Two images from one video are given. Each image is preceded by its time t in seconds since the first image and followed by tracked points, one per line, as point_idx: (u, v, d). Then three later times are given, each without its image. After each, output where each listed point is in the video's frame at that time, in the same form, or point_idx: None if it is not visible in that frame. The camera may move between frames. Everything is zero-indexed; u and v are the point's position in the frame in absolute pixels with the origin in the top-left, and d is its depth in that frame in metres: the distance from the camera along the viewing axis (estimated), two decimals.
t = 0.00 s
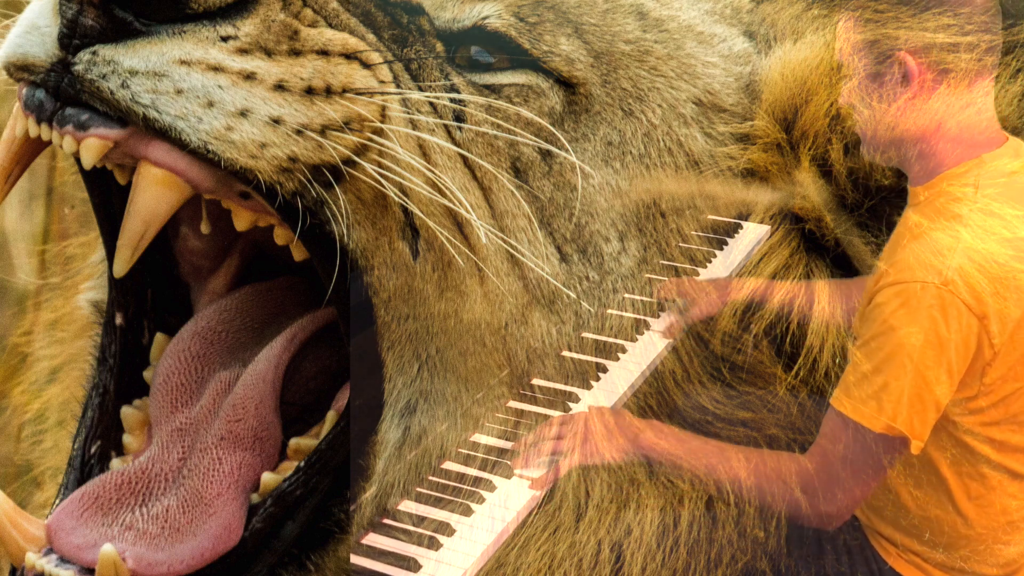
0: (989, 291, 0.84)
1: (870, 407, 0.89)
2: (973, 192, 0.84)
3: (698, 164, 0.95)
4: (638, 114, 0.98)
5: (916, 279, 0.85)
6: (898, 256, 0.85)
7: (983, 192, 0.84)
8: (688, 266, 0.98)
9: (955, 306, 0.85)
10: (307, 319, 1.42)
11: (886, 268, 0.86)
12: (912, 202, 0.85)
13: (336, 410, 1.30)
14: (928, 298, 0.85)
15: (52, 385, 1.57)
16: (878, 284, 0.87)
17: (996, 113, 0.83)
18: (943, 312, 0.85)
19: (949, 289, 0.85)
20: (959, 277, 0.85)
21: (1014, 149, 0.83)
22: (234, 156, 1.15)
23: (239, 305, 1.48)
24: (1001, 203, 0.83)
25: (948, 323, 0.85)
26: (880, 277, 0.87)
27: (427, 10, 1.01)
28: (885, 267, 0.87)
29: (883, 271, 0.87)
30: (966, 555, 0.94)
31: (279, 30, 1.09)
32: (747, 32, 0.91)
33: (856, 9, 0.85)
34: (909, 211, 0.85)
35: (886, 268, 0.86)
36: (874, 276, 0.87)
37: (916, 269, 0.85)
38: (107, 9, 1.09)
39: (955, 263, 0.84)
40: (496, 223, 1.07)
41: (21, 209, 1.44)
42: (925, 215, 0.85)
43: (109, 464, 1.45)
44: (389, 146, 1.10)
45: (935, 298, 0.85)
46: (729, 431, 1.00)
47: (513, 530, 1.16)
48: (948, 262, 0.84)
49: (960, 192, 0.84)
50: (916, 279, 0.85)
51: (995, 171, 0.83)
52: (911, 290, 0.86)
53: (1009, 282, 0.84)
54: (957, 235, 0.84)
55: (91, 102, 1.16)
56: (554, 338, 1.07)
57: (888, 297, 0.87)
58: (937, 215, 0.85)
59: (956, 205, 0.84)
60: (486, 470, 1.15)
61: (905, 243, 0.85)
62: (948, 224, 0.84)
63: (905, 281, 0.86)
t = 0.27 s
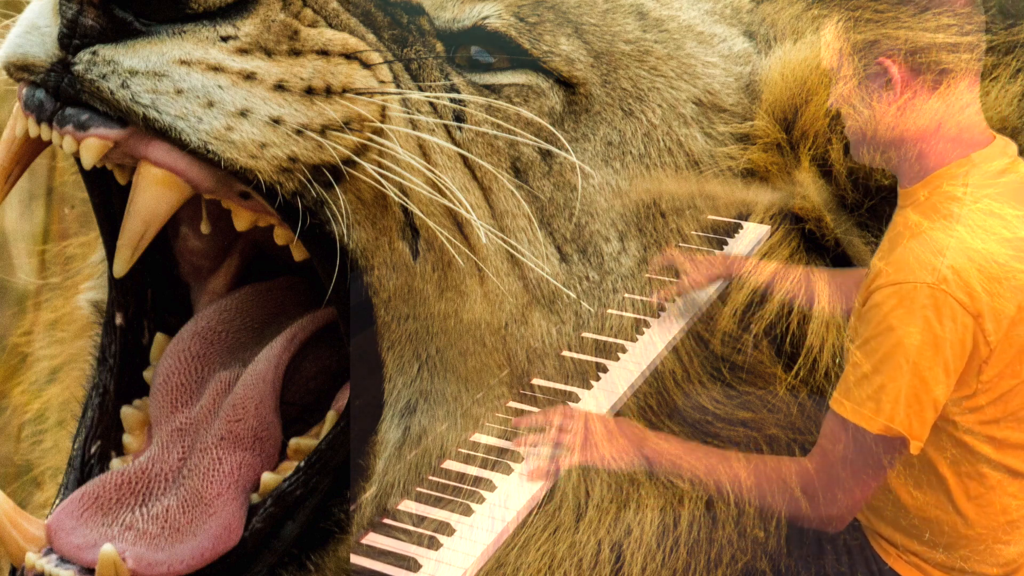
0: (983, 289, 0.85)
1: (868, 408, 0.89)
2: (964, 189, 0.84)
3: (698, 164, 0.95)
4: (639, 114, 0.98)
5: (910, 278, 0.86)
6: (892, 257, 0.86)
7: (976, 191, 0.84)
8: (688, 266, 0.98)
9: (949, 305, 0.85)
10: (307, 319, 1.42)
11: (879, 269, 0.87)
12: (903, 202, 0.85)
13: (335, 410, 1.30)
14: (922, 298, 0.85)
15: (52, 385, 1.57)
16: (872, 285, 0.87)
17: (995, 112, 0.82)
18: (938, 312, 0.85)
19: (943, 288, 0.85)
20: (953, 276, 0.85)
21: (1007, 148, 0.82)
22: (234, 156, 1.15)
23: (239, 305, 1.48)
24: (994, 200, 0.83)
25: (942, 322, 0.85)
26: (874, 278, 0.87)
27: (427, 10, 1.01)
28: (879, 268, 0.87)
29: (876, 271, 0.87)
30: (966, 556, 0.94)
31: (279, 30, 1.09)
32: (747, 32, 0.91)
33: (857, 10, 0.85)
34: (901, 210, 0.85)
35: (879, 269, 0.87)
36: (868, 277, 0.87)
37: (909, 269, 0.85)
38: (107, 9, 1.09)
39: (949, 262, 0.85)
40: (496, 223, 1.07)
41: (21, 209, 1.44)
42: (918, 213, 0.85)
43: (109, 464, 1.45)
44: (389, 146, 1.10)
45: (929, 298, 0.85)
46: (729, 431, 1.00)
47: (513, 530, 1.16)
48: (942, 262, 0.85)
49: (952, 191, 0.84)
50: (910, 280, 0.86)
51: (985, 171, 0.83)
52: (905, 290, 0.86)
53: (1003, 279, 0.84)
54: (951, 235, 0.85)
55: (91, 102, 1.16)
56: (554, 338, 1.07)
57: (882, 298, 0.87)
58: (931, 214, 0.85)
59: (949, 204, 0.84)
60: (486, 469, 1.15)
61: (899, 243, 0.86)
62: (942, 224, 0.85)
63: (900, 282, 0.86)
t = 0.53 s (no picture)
0: (984, 287, 0.84)
1: (870, 408, 0.89)
2: (962, 187, 0.84)
3: (698, 165, 0.95)
4: (639, 114, 0.98)
5: (910, 278, 0.85)
6: (892, 257, 0.86)
7: (974, 189, 0.83)
8: (688, 266, 0.98)
9: (950, 304, 0.85)
10: (307, 319, 1.42)
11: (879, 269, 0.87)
12: (902, 201, 0.85)
13: (335, 410, 1.30)
14: (923, 298, 0.85)
15: (52, 385, 1.57)
16: (873, 284, 0.87)
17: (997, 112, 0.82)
18: (939, 311, 0.85)
19: (943, 287, 0.85)
20: (953, 275, 0.85)
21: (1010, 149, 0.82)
22: (234, 156, 1.15)
23: (239, 305, 1.48)
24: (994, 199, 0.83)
25: (943, 321, 0.85)
26: (874, 278, 0.87)
27: (427, 10, 1.01)
28: (878, 268, 0.87)
29: (876, 271, 0.87)
30: (965, 555, 0.94)
31: (279, 30, 1.09)
32: (747, 32, 0.91)
33: (857, 10, 0.85)
34: (900, 210, 0.85)
35: (879, 269, 0.87)
36: (869, 276, 0.88)
37: (909, 269, 0.85)
38: (107, 9, 1.09)
39: (948, 261, 0.84)
40: (496, 223, 1.07)
41: (21, 208, 1.44)
42: (918, 213, 0.85)
43: (109, 464, 1.45)
44: (389, 146, 1.10)
45: (930, 298, 0.85)
46: (729, 431, 1.00)
47: (513, 530, 1.16)
48: (942, 261, 0.85)
49: (951, 190, 0.84)
50: (910, 279, 0.85)
51: (983, 170, 0.83)
52: (905, 290, 0.86)
53: (1003, 278, 0.84)
54: (950, 233, 0.84)
55: (91, 102, 1.16)
56: (554, 338, 1.07)
57: (883, 298, 0.87)
58: (929, 214, 0.85)
59: (948, 203, 0.84)
60: (487, 469, 1.15)
61: (899, 242, 0.86)
62: (941, 223, 0.85)
63: (900, 281, 0.86)
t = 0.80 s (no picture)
0: (981, 288, 0.85)
1: (864, 404, 0.89)
2: (964, 188, 0.84)
3: (698, 164, 0.95)
4: (639, 114, 0.98)
5: (908, 277, 0.85)
6: (892, 254, 0.86)
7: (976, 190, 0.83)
8: (688, 266, 0.98)
9: (947, 303, 0.85)
10: (307, 319, 1.42)
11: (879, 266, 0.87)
12: (903, 201, 0.85)
13: (335, 410, 1.30)
14: (920, 296, 0.85)
15: (52, 385, 1.57)
16: (871, 281, 0.87)
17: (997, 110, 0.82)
18: (935, 310, 0.85)
19: (941, 287, 0.85)
20: (951, 275, 0.85)
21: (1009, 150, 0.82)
22: (234, 156, 1.15)
23: (239, 305, 1.48)
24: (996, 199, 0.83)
25: (940, 320, 0.85)
26: (873, 275, 0.87)
27: (427, 10, 1.01)
28: (877, 267, 0.87)
29: (876, 269, 0.87)
30: (966, 556, 0.94)
31: (279, 30, 1.09)
32: (747, 32, 0.91)
33: (857, 11, 0.85)
34: (900, 211, 0.85)
35: (878, 266, 0.87)
36: (869, 272, 0.87)
37: (908, 267, 0.85)
38: (107, 9, 1.09)
39: (947, 260, 0.84)
40: (496, 223, 1.07)
41: (22, 209, 1.44)
42: (919, 213, 0.85)
43: (109, 464, 1.45)
44: (389, 146, 1.10)
45: (927, 295, 0.85)
46: (729, 431, 1.00)
47: (513, 530, 1.16)
48: (941, 260, 0.84)
49: (951, 190, 0.84)
50: (908, 277, 0.85)
51: (985, 169, 0.83)
52: (903, 288, 0.86)
53: (1001, 278, 0.84)
54: (950, 233, 0.84)
55: (91, 102, 1.16)
56: (554, 338, 1.07)
57: (881, 295, 0.87)
58: (930, 214, 0.85)
59: (949, 203, 0.84)
60: (487, 469, 1.15)
61: (898, 241, 0.85)
62: (941, 223, 0.85)
63: (898, 279, 0.86)
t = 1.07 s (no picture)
0: (988, 288, 0.84)
1: (873, 408, 0.89)
2: (966, 189, 0.83)
3: (698, 164, 0.95)
4: (638, 114, 0.98)
5: (916, 279, 0.85)
6: (896, 257, 0.85)
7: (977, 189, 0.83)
8: (688, 266, 0.98)
9: (954, 305, 0.85)
10: (307, 319, 1.42)
11: (884, 269, 0.86)
12: (904, 202, 0.85)
13: (335, 410, 1.30)
14: (927, 298, 0.85)
15: (52, 385, 1.57)
16: (876, 285, 0.87)
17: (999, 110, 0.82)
18: (943, 312, 0.85)
19: (948, 288, 0.85)
20: (957, 276, 0.84)
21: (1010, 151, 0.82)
22: (234, 156, 1.15)
23: (239, 305, 1.48)
24: (997, 198, 0.82)
25: (947, 322, 0.85)
26: (878, 278, 0.87)
27: (427, 10, 1.01)
28: (882, 269, 0.87)
29: (880, 272, 0.87)
30: (966, 555, 0.94)
31: (279, 30, 1.09)
32: (747, 32, 0.91)
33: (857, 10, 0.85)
34: (902, 211, 0.85)
35: (883, 269, 0.86)
36: (871, 278, 0.87)
37: (915, 269, 0.85)
38: (107, 9, 1.09)
39: (953, 262, 0.84)
40: (496, 223, 1.07)
41: (22, 209, 1.44)
42: (924, 214, 0.85)
43: (109, 464, 1.45)
44: (389, 146, 1.10)
45: (935, 298, 0.85)
46: (729, 432, 1.00)
47: (513, 530, 1.16)
48: (947, 261, 0.84)
49: (954, 190, 0.83)
50: (914, 279, 0.85)
51: (988, 169, 0.82)
52: (910, 290, 0.85)
53: (1008, 278, 0.84)
54: (954, 234, 0.84)
55: (91, 102, 1.16)
56: (554, 338, 1.07)
57: (887, 298, 0.87)
58: (933, 214, 0.84)
59: (951, 203, 0.84)
60: (487, 469, 1.15)
61: (904, 242, 0.85)
62: (945, 223, 0.84)
63: (904, 282, 0.85)
